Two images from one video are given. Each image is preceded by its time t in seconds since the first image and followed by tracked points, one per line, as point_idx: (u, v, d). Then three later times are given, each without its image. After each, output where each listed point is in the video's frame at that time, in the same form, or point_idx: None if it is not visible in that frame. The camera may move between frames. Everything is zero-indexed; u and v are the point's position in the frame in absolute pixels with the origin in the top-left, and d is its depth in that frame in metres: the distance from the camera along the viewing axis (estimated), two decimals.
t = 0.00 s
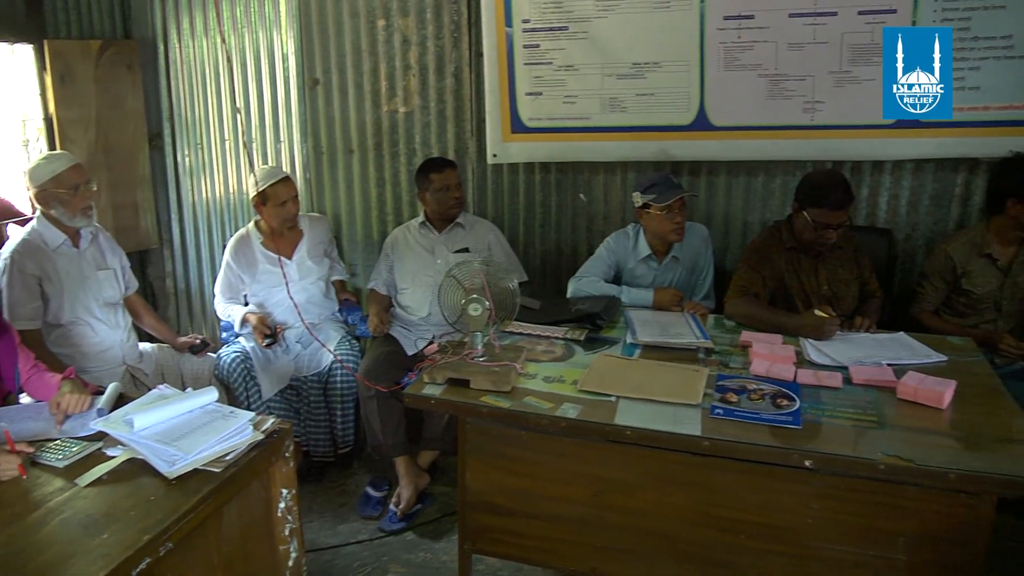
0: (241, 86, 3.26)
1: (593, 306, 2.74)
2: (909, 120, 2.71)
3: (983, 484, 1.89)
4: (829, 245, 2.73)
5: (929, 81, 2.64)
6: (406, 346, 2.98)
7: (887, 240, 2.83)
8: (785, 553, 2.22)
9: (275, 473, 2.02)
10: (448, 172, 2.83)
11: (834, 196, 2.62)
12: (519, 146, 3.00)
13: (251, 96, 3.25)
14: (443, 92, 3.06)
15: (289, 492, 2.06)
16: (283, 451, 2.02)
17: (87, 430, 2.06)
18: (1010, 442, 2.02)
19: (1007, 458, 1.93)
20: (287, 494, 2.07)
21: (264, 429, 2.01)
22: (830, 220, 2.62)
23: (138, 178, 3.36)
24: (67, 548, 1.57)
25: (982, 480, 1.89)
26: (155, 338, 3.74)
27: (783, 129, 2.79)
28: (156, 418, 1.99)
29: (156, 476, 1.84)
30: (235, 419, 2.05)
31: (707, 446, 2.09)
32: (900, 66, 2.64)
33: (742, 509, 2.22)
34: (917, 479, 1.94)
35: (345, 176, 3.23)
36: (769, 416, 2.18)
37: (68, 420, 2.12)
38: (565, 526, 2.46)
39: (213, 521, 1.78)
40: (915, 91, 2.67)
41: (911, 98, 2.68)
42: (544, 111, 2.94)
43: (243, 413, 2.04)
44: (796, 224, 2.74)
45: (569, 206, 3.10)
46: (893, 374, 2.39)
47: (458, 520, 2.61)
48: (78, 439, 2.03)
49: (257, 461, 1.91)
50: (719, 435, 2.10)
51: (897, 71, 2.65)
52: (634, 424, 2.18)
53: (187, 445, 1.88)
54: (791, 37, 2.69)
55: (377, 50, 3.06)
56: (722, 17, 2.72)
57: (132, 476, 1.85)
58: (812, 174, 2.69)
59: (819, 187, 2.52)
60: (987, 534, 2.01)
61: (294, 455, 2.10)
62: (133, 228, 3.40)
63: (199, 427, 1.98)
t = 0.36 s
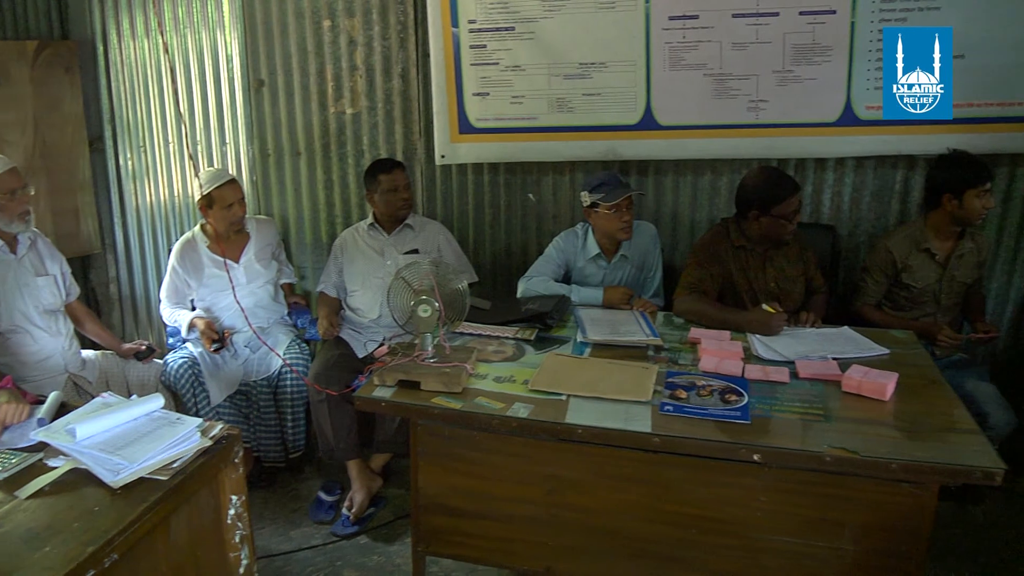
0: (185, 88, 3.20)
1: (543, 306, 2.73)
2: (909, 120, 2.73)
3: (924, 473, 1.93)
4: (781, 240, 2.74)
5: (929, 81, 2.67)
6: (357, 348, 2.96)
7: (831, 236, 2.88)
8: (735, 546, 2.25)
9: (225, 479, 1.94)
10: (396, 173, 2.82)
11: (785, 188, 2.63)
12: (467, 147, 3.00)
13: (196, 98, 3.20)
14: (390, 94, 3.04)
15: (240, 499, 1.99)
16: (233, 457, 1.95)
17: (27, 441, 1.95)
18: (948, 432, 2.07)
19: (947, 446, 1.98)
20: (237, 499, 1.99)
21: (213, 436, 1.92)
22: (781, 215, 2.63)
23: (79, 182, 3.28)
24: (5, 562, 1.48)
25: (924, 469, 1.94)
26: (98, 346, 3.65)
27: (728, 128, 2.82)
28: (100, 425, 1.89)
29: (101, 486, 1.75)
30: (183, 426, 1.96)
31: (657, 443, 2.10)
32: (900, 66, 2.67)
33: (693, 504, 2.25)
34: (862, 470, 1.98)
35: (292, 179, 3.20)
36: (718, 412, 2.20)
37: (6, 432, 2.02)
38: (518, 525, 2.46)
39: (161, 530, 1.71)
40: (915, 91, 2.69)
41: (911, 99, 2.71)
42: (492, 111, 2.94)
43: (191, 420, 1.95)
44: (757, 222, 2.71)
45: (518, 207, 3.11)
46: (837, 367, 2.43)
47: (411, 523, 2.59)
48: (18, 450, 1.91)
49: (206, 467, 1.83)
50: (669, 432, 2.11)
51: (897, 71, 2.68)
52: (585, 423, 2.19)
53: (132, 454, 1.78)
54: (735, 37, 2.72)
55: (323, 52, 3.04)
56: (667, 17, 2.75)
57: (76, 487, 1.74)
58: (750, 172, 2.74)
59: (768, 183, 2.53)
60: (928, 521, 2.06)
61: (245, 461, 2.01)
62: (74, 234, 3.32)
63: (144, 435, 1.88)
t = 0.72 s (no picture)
0: (130, 90, 3.14)
1: (496, 307, 2.72)
2: (909, 120, 2.75)
3: (871, 464, 1.97)
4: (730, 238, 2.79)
5: (929, 81, 2.70)
6: (310, 352, 2.94)
7: (780, 233, 2.93)
8: (689, 541, 2.27)
9: (175, 488, 1.88)
10: (347, 175, 2.81)
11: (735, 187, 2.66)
12: (418, 148, 2.99)
13: (141, 100, 3.14)
14: (340, 95, 3.02)
15: (191, 508, 1.94)
16: (183, 466, 1.89)
17: None
18: (894, 423, 2.11)
19: (893, 438, 2.02)
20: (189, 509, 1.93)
21: (163, 444, 1.86)
22: (732, 214, 2.67)
23: (20, 188, 3.19)
24: None
25: (871, 461, 1.98)
26: (42, 355, 3.55)
27: (678, 128, 2.85)
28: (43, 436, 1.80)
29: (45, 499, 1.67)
30: (132, 435, 1.88)
31: (611, 440, 2.11)
32: (900, 66, 2.70)
33: (648, 500, 2.26)
34: (812, 462, 2.01)
35: (241, 182, 3.17)
36: (671, 408, 2.22)
37: None
38: (475, 527, 2.44)
39: (110, 542, 1.65)
40: (915, 91, 2.72)
41: (911, 99, 2.73)
42: (443, 112, 2.93)
43: (140, 428, 1.88)
44: (709, 221, 2.74)
45: (470, 207, 3.11)
46: (787, 362, 2.47)
47: (367, 527, 2.56)
48: None
49: (156, 476, 1.77)
50: (623, 430, 2.12)
51: (897, 70, 2.70)
52: (540, 423, 2.18)
53: (78, 465, 1.71)
54: (683, 38, 2.75)
55: (272, 54, 3.01)
56: (616, 18, 2.76)
57: (19, 501, 1.66)
58: (700, 173, 2.73)
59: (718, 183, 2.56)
60: (876, 512, 2.10)
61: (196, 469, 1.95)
62: (15, 241, 3.21)
63: (91, 445, 1.81)
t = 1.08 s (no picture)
0: (73, 94, 3.07)
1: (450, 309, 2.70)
2: (909, 120, 2.80)
3: (823, 457, 1.99)
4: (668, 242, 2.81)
5: (929, 81, 2.75)
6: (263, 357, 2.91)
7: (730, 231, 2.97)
8: (647, 537, 2.29)
9: (125, 499, 1.81)
10: (297, 179, 2.78)
11: (683, 192, 2.66)
12: (370, 150, 2.97)
13: (85, 104, 3.07)
14: (290, 98, 3.00)
15: (142, 518, 1.87)
16: (133, 476, 1.82)
17: None
18: (845, 417, 2.14)
19: (841, 431, 2.06)
20: (140, 519, 1.88)
21: (112, 454, 1.78)
22: (680, 219, 2.66)
23: None
24: None
25: (822, 454, 2.00)
26: None
27: (628, 128, 2.87)
28: None
29: None
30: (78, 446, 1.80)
31: (566, 440, 2.10)
32: (901, 66, 2.73)
33: (605, 498, 2.27)
34: (765, 457, 2.03)
35: (190, 186, 3.14)
36: (626, 406, 2.21)
37: None
38: (433, 529, 2.43)
39: (56, 558, 1.57)
40: (915, 91, 2.77)
41: (911, 98, 2.78)
42: (395, 114, 2.92)
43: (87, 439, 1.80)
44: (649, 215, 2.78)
45: (423, 209, 3.10)
46: (739, 358, 2.49)
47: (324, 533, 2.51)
48: None
49: (105, 488, 1.70)
50: (579, 428, 2.11)
51: (897, 70, 2.74)
52: (495, 423, 2.17)
53: (21, 478, 1.62)
54: (633, 38, 2.77)
55: (219, 56, 2.97)
56: (566, 19, 2.77)
57: None
58: (664, 169, 2.67)
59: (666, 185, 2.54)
60: (827, 503, 2.13)
61: (146, 478, 1.88)
62: None
63: (34, 457, 1.72)
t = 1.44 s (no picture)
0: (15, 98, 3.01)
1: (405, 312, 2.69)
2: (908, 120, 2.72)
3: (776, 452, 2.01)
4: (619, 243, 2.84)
5: (929, 81, 2.62)
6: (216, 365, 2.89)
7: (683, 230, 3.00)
8: (605, 536, 2.28)
9: (74, 513, 1.75)
10: (249, 183, 2.76)
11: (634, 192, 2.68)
12: (322, 154, 2.95)
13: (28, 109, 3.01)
14: (240, 102, 2.97)
15: (91, 532, 1.81)
16: (82, 488, 1.76)
17: None
18: (797, 412, 2.16)
19: (792, 426, 2.09)
20: (90, 532, 1.82)
21: (59, 467, 1.73)
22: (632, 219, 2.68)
23: None
24: None
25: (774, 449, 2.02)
26: None
27: (581, 129, 2.88)
28: None
29: None
30: (22, 458, 1.74)
31: (523, 441, 2.10)
32: (901, 66, 2.73)
33: (563, 499, 2.26)
34: (720, 453, 2.04)
35: (139, 191, 3.09)
36: (581, 406, 2.21)
37: None
38: (393, 534, 2.37)
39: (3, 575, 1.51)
40: (915, 91, 2.66)
41: (911, 99, 2.68)
42: (346, 117, 2.90)
43: (32, 451, 1.74)
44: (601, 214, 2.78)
45: (377, 212, 3.10)
46: (693, 356, 2.50)
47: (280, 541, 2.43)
48: None
49: (53, 502, 1.65)
50: (534, 429, 2.11)
51: (897, 70, 2.73)
52: (452, 426, 2.15)
53: None
54: (584, 40, 2.78)
55: (167, 59, 2.93)
56: (517, 20, 2.78)
57: None
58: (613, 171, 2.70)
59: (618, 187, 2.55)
60: (780, 497, 2.17)
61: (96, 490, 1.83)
62: None
63: None
